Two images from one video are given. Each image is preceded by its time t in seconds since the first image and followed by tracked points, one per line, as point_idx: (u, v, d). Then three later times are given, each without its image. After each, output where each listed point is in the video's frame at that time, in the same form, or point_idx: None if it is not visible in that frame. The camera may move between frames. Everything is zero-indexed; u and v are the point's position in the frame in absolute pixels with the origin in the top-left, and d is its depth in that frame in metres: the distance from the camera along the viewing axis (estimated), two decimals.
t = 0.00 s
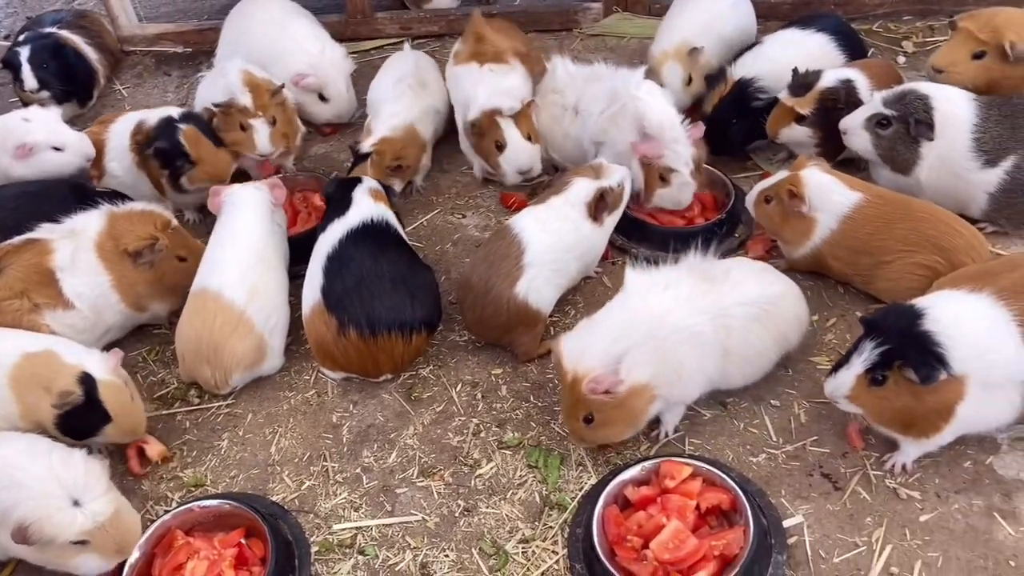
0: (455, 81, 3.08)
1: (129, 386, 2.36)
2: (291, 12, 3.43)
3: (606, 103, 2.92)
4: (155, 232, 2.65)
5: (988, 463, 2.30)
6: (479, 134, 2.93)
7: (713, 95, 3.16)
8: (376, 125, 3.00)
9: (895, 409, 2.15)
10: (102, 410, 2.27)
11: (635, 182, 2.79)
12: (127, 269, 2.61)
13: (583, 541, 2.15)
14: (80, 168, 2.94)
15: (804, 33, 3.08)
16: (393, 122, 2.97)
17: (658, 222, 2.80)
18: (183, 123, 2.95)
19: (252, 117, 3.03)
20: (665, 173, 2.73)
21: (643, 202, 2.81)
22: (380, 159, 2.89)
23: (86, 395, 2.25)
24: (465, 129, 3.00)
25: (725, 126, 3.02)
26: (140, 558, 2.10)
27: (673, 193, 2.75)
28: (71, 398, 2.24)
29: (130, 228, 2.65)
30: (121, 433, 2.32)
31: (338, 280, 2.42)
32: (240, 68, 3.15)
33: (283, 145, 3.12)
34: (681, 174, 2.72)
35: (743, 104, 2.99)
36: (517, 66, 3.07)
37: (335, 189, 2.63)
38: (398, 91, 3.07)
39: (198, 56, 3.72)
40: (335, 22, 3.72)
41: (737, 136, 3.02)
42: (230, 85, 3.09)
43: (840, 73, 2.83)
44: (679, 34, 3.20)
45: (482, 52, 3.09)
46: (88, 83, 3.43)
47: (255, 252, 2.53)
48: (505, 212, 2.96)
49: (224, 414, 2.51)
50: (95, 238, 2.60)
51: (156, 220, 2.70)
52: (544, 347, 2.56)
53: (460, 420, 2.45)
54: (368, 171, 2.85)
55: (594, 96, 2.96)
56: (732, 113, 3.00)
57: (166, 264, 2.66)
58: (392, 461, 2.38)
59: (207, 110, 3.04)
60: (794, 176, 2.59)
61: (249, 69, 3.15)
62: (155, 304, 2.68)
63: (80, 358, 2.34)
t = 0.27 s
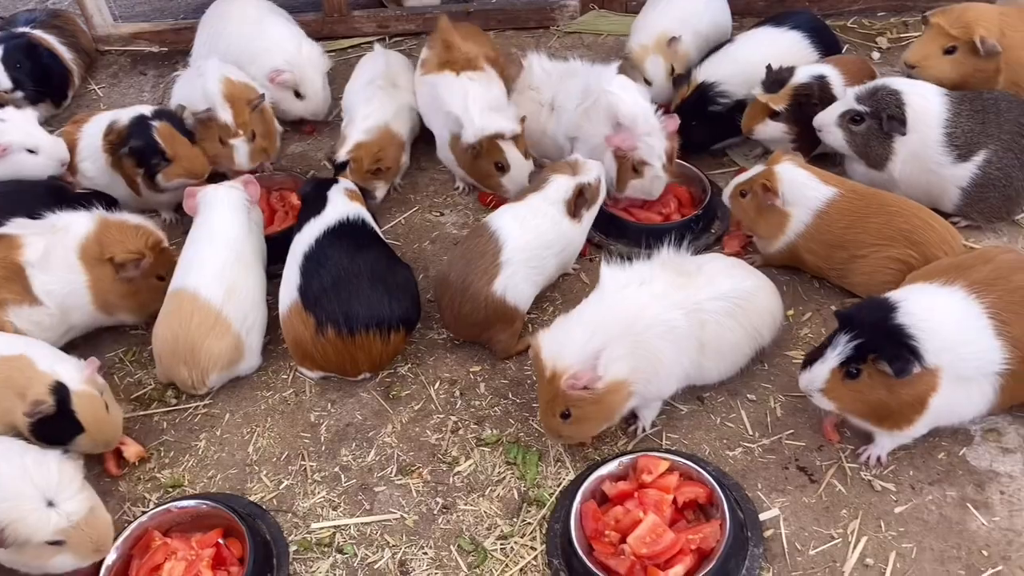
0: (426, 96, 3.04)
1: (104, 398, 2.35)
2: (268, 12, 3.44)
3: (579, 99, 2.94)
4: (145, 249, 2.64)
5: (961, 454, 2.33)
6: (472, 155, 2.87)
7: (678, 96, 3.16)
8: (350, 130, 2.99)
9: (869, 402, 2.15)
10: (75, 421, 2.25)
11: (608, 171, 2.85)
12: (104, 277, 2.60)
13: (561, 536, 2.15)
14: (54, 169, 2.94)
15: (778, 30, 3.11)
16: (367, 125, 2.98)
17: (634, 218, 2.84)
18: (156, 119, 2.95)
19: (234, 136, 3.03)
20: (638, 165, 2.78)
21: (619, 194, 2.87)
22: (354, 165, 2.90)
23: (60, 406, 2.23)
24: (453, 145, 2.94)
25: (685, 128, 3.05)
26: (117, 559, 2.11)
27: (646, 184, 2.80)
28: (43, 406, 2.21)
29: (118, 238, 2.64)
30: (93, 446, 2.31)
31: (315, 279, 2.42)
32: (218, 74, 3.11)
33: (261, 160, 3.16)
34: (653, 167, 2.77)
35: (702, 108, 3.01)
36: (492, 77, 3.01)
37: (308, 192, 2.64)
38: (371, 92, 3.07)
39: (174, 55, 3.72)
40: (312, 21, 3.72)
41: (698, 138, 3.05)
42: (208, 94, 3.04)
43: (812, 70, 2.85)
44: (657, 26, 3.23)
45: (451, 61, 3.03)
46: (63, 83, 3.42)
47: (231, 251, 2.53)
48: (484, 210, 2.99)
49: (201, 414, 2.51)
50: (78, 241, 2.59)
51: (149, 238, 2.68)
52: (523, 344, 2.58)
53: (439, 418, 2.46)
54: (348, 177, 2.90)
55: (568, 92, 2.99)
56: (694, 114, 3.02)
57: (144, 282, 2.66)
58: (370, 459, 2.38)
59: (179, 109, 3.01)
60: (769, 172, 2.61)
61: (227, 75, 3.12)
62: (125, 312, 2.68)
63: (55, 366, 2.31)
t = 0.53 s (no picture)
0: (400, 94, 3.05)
1: (82, 407, 2.33)
2: (245, 9, 3.44)
3: (559, 96, 2.96)
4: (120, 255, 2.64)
5: (937, 446, 2.35)
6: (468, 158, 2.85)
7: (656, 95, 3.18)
8: (331, 126, 2.97)
9: (845, 395, 2.16)
10: (57, 431, 2.24)
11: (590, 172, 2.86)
12: (72, 277, 2.60)
13: (540, 531, 2.15)
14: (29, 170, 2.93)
15: (751, 28, 3.13)
16: (346, 123, 2.96)
17: (613, 214, 2.85)
18: (130, 116, 2.96)
19: (211, 140, 3.02)
20: (621, 165, 2.82)
21: (598, 195, 2.88)
22: (343, 164, 2.89)
23: (38, 415, 2.22)
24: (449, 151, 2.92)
25: (663, 127, 3.05)
26: (95, 560, 2.10)
27: (626, 184, 2.84)
28: (21, 417, 2.19)
29: (93, 244, 2.63)
30: (79, 450, 2.30)
31: (291, 277, 2.42)
32: (195, 73, 3.11)
33: (238, 164, 3.14)
34: (638, 167, 2.81)
35: (681, 106, 3.01)
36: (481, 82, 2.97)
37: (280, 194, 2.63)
38: (348, 91, 3.07)
39: (151, 54, 3.72)
40: (289, 19, 3.72)
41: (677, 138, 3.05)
42: (186, 95, 3.05)
43: (788, 66, 2.88)
44: (636, 27, 3.22)
45: (439, 69, 2.97)
46: (39, 81, 3.42)
47: (207, 251, 2.53)
48: (462, 208, 3.02)
49: (179, 413, 2.51)
50: (53, 241, 2.59)
51: (124, 249, 2.66)
52: (502, 341, 2.58)
53: (418, 415, 2.47)
54: (338, 177, 2.88)
55: (547, 87, 3.00)
56: (671, 113, 3.02)
57: (112, 288, 2.64)
58: (349, 457, 2.39)
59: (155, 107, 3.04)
60: (746, 168, 2.62)
61: (204, 77, 3.12)
62: (89, 314, 2.66)
63: (31, 377, 2.27)
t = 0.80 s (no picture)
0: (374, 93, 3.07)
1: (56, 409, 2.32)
2: (222, 7, 3.45)
3: (540, 91, 2.99)
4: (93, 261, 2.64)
5: (915, 441, 2.36)
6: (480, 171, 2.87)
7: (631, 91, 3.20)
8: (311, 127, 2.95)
9: (822, 393, 2.17)
10: (34, 434, 2.22)
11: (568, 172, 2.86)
12: (43, 281, 2.59)
13: (520, 530, 2.15)
14: (3, 172, 2.91)
15: (729, 26, 3.14)
16: (326, 124, 2.95)
17: (593, 212, 2.86)
18: (105, 119, 3.00)
19: (178, 134, 3.01)
20: (598, 163, 2.83)
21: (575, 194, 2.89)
22: (335, 159, 2.90)
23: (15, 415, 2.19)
24: (456, 165, 2.92)
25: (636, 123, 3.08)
26: (72, 563, 2.08)
27: (604, 184, 2.84)
28: None
29: (67, 248, 2.63)
30: (50, 454, 2.28)
31: (269, 277, 2.41)
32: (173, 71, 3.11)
33: (203, 165, 3.10)
34: (614, 167, 2.82)
35: (653, 103, 3.04)
36: (479, 92, 2.98)
37: (256, 195, 2.63)
38: (326, 90, 3.06)
39: (128, 52, 3.73)
40: (267, 17, 3.71)
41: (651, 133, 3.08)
42: (161, 88, 3.04)
43: (764, 65, 2.89)
44: (616, 24, 3.25)
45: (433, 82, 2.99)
46: (14, 81, 3.41)
47: (184, 251, 2.54)
48: (442, 206, 3.03)
49: (157, 414, 2.51)
50: (25, 244, 2.59)
51: (97, 255, 2.66)
52: (482, 339, 2.59)
53: (398, 414, 2.46)
54: (331, 172, 2.87)
55: (528, 85, 3.04)
56: (643, 109, 3.06)
57: (84, 295, 2.63)
58: (329, 457, 2.38)
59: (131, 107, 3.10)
60: (721, 167, 2.63)
61: (182, 72, 3.12)
62: (61, 319, 2.64)
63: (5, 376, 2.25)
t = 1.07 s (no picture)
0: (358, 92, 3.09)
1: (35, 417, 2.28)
2: (206, 5, 3.45)
3: (529, 87, 2.99)
4: (75, 265, 2.63)
5: (901, 436, 2.37)
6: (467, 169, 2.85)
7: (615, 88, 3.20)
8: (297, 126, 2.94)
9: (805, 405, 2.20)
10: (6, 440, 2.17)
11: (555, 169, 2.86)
12: (25, 284, 2.58)
13: (507, 527, 2.15)
14: None
15: (715, 25, 3.14)
16: (312, 124, 2.95)
17: (580, 209, 2.87)
18: (90, 118, 2.99)
19: (163, 134, 3.02)
20: (583, 159, 2.84)
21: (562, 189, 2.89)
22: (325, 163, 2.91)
23: None
24: (443, 172, 2.90)
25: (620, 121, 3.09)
26: (57, 564, 2.06)
27: (587, 179, 2.86)
28: None
29: (49, 250, 2.63)
30: (28, 465, 2.25)
31: (255, 275, 2.41)
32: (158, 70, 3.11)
33: (191, 163, 3.12)
34: (599, 162, 2.83)
35: (635, 101, 3.04)
36: (459, 96, 2.99)
37: (243, 192, 2.63)
38: (310, 92, 3.06)
39: (113, 50, 3.75)
40: (253, 16, 3.70)
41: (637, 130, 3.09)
42: (145, 89, 3.04)
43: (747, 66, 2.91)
44: (603, 22, 3.25)
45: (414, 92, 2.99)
46: None
47: (169, 251, 2.54)
48: (429, 204, 3.03)
49: (143, 414, 2.50)
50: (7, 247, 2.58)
51: (78, 258, 2.65)
52: (470, 337, 2.59)
53: (385, 413, 2.46)
54: (319, 177, 2.88)
55: (516, 80, 3.03)
56: (626, 107, 3.06)
57: (65, 299, 2.61)
58: (316, 456, 2.38)
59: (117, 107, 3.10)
60: (710, 162, 2.63)
61: (166, 71, 3.12)
62: (44, 321, 2.64)
63: None
